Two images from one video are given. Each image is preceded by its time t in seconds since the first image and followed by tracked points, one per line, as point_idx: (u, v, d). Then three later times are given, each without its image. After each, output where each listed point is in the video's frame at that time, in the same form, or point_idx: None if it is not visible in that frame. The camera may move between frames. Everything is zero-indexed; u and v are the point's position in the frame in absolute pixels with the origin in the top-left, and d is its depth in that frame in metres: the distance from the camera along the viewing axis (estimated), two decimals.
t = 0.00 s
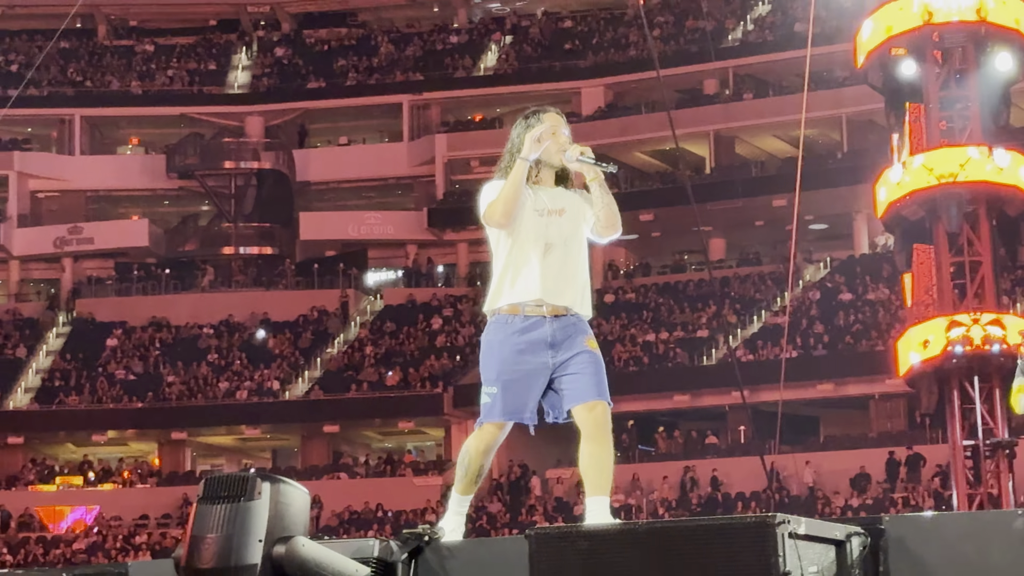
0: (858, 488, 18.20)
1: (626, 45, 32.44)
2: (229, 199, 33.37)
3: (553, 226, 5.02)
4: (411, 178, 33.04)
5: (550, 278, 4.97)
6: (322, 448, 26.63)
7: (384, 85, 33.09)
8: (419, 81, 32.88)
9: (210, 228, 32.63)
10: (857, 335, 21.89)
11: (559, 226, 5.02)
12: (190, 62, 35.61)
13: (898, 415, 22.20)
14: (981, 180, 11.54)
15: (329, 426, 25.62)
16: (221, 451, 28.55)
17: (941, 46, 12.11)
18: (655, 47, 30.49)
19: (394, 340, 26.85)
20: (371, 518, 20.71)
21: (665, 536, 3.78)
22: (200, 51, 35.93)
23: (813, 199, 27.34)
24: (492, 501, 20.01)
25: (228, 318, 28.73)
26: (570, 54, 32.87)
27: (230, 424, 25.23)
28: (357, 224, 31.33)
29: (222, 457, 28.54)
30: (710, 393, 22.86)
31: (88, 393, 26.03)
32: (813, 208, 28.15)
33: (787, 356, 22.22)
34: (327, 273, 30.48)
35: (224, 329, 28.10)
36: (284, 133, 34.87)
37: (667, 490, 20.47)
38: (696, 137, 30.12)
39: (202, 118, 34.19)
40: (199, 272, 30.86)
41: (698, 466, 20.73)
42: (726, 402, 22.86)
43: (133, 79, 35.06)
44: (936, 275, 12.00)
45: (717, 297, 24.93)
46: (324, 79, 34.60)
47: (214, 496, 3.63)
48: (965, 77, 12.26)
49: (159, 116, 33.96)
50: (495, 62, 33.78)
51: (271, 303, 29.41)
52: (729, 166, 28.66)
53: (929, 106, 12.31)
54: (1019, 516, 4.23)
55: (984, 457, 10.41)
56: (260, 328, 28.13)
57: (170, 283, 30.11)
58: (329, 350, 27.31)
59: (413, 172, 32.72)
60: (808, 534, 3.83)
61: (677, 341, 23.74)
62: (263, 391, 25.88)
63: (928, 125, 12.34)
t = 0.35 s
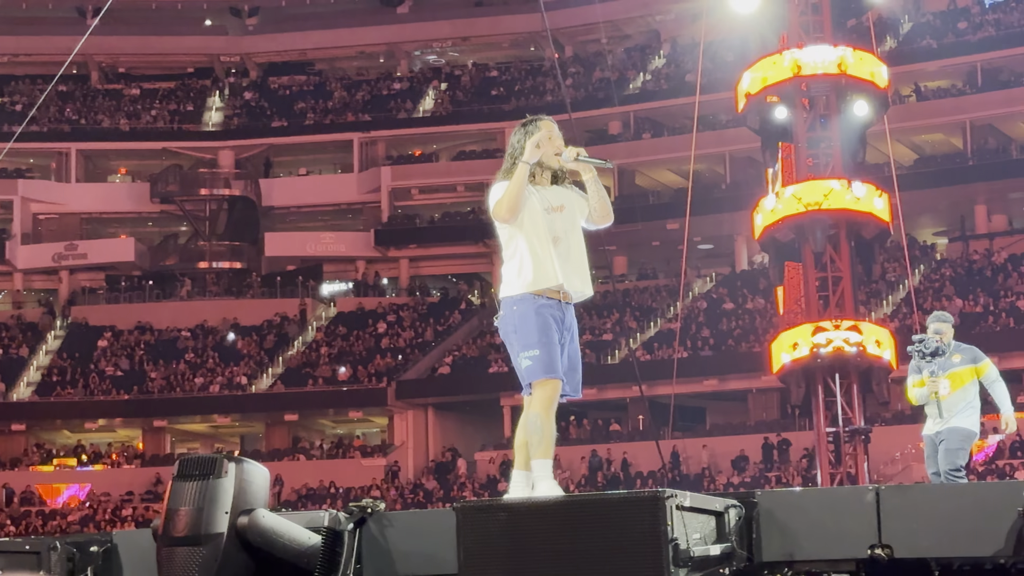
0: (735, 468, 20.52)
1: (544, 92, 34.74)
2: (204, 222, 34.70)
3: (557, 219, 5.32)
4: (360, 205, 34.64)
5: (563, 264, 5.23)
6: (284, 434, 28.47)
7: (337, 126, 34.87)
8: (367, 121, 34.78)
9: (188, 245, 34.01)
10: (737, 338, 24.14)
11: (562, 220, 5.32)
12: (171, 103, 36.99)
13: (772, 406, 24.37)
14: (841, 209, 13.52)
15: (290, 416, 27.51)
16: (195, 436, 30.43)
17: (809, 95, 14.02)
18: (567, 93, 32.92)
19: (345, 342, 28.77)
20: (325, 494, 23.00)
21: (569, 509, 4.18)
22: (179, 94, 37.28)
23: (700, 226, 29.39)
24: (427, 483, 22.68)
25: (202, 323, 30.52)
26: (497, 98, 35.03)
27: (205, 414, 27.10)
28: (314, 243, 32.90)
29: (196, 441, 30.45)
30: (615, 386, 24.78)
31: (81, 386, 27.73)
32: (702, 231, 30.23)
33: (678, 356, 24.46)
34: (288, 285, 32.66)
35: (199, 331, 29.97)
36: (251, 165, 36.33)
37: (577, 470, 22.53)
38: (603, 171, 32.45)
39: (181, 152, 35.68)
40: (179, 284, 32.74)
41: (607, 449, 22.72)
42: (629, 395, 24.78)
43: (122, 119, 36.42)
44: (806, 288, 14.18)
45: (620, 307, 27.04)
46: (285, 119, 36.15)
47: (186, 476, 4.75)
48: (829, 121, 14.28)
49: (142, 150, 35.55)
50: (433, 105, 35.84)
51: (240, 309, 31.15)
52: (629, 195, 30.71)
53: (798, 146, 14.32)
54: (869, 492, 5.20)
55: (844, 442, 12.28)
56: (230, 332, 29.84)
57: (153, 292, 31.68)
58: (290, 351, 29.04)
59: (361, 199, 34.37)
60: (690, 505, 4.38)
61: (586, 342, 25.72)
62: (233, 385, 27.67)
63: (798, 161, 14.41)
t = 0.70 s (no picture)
0: (656, 474, 20.96)
1: (469, 103, 35.13)
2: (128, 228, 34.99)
3: (560, 227, 5.14)
4: (286, 212, 35.11)
5: (569, 273, 5.08)
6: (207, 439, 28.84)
7: (262, 134, 35.12)
8: (293, 130, 35.14)
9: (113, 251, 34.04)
10: (658, 347, 24.84)
11: (566, 228, 5.14)
12: (97, 110, 36.97)
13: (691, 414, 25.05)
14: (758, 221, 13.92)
15: (214, 422, 27.80)
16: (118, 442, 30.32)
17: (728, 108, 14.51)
18: (493, 103, 33.47)
19: (271, 349, 29.08)
20: (249, 500, 23.66)
21: (487, 517, 4.12)
22: (105, 101, 37.27)
23: (622, 237, 29.98)
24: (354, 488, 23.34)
25: (127, 329, 30.50)
26: (422, 109, 35.33)
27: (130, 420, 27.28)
28: (239, 250, 33.41)
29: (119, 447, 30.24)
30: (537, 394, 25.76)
31: (4, 391, 27.75)
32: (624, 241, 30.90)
33: (600, 364, 25.13)
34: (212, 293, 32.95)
35: (124, 338, 29.80)
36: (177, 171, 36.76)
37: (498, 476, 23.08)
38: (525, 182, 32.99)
39: (107, 159, 35.82)
40: (103, 291, 32.75)
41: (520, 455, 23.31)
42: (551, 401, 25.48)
43: (47, 125, 36.32)
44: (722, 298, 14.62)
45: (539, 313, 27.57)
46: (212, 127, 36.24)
47: (106, 482, 4.98)
48: (748, 134, 14.76)
49: (68, 157, 35.48)
50: (359, 115, 36.02)
51: (162, 315, 31.17)
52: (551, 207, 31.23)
53: (718, 157, 14.78)
54: (781, 498, 5.30)
55: (759, 448, 12.43)
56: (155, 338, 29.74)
57: (77, 299, 31.69)
58: (215, 357, 29.15)
59: (287, 208, 34.82)
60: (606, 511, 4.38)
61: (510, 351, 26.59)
62: (156, 392, 27.69)
63: (717, 173, 14.87)
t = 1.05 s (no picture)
0: (555, 474, 21.79)
1: (379, 119, 36.52)
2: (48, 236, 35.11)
3: (535, 222, 5.86)
4: (201, 222, 35.62)
5: (537, 266, 5.81)
6: (124, 440, 29.22)
7: (178, 146, 35.61)
8: (210, 142, 35.67)
9: (33, 257, 34.24)
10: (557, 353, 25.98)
11: (540, 223, 5.87)
12: (18, 121, 37.33)
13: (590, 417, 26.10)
14: (652, 234, 14.51)
15: (129, 424, 28.03)
16: (36, 442, 30.46)
17: (624, 128, 15.11)
18: (401, 121, 34.79)
19: (186, 352, 30.02)
20: (165, 497, 24.85)
21: (391, 514, 4.30)
22: (26, 112, 37.61)
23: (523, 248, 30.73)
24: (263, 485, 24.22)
25: (45, 333, 30.90)
26: (334, 125, 36.78)
27: (44, 421, 27.55)
28: (156, 257, 34.20)
29: (37, 448, 30.41)
30: (442, 398, 26.61)
31: None
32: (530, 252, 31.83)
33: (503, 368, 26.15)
34: (129, 298, 33.00)
35: (43, 341, 30.42)
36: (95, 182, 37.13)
37: (401, 476, 24.01)
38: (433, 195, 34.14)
39: (27, 168, 35.96)
40: (23, 295, 32.89)
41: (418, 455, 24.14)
42: (455, 404, 26.45)
43: None
44: (618, 308, 15.24)
45: (449, 321, 29.58)
46: (130, 139, 36.86)
47: (20, 480, 5.34)
48: (643, 153, 15.32)
49: None
50: (274, 129, 37.19)
51: (79, 321, 31.43)
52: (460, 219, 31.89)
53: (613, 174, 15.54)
54: (667, 497, 5.28)
55: (651, 449, 13.15)
56: (74, 342, 30.44)
57: None
58: (133, 360, 29.89)
59: (203, 217, 35.27)
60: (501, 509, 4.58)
61: (415, 356, 27.99)
62: (75, 394, 28.47)
63: (613, 189, 15.69)
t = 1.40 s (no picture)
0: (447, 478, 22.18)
1: (279, 129, 36.87)
2: None
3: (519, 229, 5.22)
4: (101, 228, 35.76)
5: (524, 273, 5.19)
6: (19, 444, 29.25)
7: (77, 152, 35.92)
8: (108, 149, 36.01)
9: None
10: (451, 359, 26.44)
11: (528, 230, 5.26)
12: None
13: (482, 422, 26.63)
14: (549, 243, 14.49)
15: (25, 427, 28.33)
16: None
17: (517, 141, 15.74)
18: (300, 130, 35.26)
19: (83, 356, 30.09)
20: (59, 501, 24.56)
21: (282, 519, 3.81)
22: None
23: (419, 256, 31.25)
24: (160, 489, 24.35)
25: None
26: (234, 134, 36.84)
27: None
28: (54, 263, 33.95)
29: None
30: (337, 403, 27.07)
31: None
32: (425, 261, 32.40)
33: (397, 375, 26.63)
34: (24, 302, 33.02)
35: None
36: None
37: (296, 480, 24.27)
38: (331, 204, 34.64)
39: None
40: None
41: (316, 460, 24.47)
42: (350, 409, 26.87)
43: None
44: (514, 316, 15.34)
45: (345, 327, 29.68)
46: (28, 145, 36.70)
47: None
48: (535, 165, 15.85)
49: None
50: (173, 136, 37.31)
51: None
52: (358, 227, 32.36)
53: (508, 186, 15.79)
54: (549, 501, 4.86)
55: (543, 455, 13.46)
56: None
57: None
58: (29, 364, 29.84)
59: (102, 224, 35.51)
60: (389, 513, 4.16)
61: (313, 361, 28.24)
62: None
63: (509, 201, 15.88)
